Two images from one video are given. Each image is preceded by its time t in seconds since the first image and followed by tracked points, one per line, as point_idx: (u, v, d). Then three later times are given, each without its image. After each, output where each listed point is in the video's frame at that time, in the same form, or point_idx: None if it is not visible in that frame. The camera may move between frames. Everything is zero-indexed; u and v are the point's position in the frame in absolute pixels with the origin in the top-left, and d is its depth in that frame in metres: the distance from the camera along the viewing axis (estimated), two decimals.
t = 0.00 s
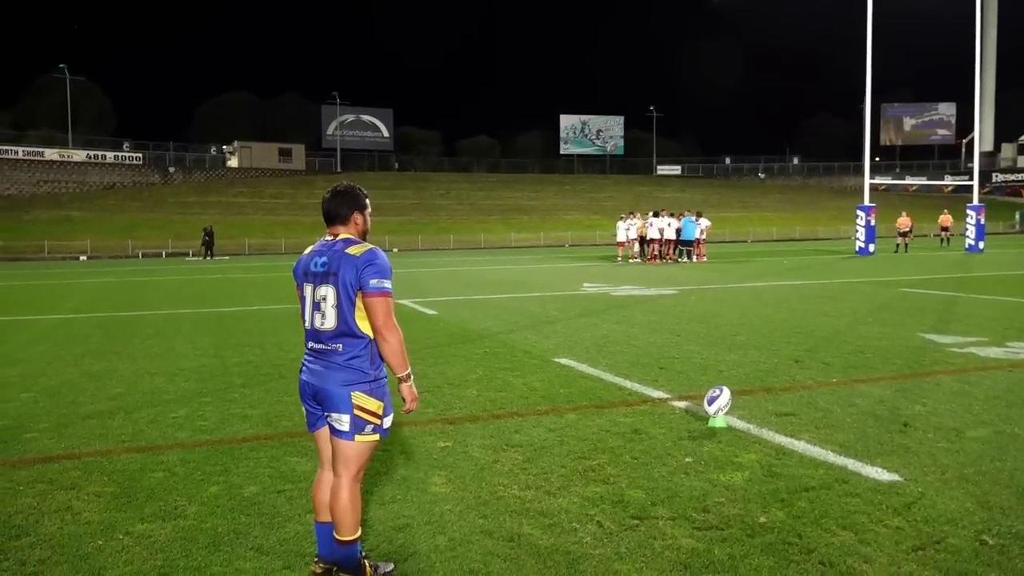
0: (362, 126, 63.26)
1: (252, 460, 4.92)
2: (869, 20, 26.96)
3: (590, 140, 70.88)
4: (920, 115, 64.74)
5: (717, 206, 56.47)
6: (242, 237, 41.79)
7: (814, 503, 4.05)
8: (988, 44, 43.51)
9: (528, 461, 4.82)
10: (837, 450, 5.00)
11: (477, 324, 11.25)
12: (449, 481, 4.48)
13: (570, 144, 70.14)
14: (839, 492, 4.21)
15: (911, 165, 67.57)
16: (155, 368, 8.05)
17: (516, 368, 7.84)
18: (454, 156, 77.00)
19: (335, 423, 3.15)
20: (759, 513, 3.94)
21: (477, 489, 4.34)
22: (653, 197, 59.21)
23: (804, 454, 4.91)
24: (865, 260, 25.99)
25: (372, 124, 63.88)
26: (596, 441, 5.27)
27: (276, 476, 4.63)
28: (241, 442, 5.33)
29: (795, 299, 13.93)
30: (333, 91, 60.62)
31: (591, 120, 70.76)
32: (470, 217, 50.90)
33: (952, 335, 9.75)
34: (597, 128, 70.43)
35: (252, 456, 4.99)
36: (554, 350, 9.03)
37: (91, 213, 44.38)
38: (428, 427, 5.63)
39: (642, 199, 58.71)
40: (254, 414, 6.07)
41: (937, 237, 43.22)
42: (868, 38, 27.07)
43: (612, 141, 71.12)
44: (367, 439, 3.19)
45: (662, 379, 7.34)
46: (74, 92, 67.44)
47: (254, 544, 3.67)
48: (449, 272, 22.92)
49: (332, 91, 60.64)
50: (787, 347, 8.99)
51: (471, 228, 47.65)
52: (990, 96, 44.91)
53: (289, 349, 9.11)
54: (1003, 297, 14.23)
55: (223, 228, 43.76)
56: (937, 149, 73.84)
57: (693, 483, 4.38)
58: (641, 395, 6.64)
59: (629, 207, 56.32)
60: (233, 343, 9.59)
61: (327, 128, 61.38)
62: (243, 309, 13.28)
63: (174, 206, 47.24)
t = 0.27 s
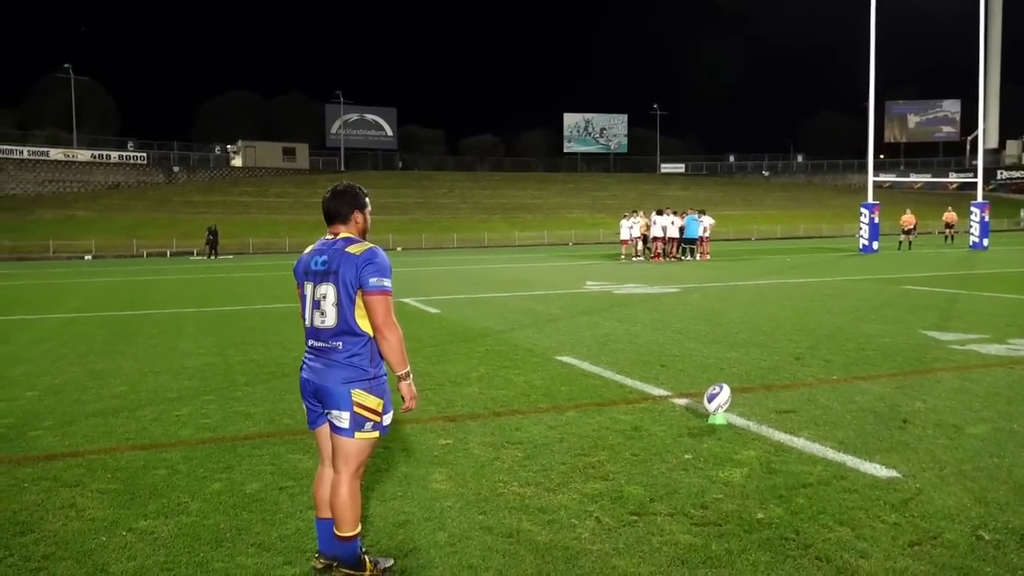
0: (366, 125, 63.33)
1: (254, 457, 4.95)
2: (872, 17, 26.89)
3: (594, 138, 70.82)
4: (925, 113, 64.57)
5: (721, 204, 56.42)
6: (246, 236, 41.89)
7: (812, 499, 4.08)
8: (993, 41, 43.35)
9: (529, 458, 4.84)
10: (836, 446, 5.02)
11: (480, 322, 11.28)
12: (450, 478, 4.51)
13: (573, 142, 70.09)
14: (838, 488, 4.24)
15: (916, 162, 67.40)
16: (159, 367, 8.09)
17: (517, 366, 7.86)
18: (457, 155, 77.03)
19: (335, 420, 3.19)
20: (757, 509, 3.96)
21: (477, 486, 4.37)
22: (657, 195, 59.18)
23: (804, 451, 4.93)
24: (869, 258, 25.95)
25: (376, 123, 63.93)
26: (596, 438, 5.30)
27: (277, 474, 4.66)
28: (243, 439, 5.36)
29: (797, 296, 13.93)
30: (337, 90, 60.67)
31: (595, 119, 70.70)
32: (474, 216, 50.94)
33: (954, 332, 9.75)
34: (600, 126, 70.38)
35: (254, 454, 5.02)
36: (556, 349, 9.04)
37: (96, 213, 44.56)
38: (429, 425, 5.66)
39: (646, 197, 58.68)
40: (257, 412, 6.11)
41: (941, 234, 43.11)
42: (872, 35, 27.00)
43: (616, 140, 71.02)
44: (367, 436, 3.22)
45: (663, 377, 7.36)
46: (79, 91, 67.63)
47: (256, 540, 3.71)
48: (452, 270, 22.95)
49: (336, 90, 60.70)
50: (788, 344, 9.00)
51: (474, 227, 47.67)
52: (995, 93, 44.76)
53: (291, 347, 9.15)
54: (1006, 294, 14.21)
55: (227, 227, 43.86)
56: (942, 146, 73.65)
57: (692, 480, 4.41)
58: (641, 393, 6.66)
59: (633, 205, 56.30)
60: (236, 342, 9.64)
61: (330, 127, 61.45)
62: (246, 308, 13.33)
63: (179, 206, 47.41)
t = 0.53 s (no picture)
0: (368, 124, 63.37)
1: (256, 455, 4.99)
2: (874, 14, 26.85)
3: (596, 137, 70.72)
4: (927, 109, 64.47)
5: (723, 202, 56.39)
6: (248, 235, 41.99)
7: (809, 494, 4.11)
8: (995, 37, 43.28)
9: (528, 455, 4.88)
10: (834, 443, 5.05)
11: (481, 321, 11.32)
12: (450, 474, 4.55)
13: (576, 140, 70.02)
14: (834, 483, 4.26)
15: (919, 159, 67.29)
16: (162, 366, 8.14)
17: (518, 364, 7.90)
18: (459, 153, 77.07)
19: (335, 417, 3.23)
20: (754, 504, 3.99)
21: (477, 482, 4.40)
22: (659, 193, 59.18)
23: (801, 447, 4.96)
24: (871, 255, 25.93)
25: (378, 122, 63.97)
26: (595, 434, 5.33)
27: (278, 471, 4.70)
28: (245, 437, 5.41)
29: (798, 294, 13.95)
30: (339, 90, 60.73)
31: (597, 117, 70.62)
32: (476, 215, 50.98)
33: (954, 328, 9.77)
34: (602, 124, 70.36)
35: (255, 451, 5.06)
36: (556, 346, 9.07)
37: (100, 213, 44.68)
38: (429, 422, 5.70)
39: (648, 195, 58.68)
40: (258, 410, 6.15)
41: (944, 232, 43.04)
42: (873, 32, 26.96)
43: (618, 138, 70.92)
44: (366, 433, 3.26)
45: (663, 374, 7.39)
46: (81, 91, 67.77)
47: (257, 536, 3.75)
48: (454, 269, 22.99)
49: (338, 90, 60.75)
50: (788, 342, 9.02)
51: (476, 226, 47.70)
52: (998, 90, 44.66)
53: (293, 346, 9.19)
54: (1007, 291, 14.21)
55: (229, 226, 43.94)
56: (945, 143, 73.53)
57: (689, 476, 4.44)
58: (641, 390, 6.69)
59: (635, 203, 56.31)
60: (239, 341, 9.69)
61: (332, 126, 61.53)
62: (248, 307, 13.38)
63: (182, 206, 47.51)
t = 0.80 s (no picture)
0: (369, 123, 63.37)
1: (256, 452, 5.02)
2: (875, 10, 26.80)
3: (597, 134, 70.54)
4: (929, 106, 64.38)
5: (725, 199, 56.35)
6: (250, 234, 41.99)
7: (806, 489, 4.13)
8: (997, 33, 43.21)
9: (526, 451, 4.91)
10: (831, 438, 5.07)
11: (481, 318, 11.34)
12: (449, 471, 4.58)
13: (577, 138, 69.89)
14: (830, 478, 4.29)
15: (920, 155, 67.21)
16: (163, 364, 8.17)
17: (517, 361, 7.93)
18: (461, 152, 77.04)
19: (334, 413, 3.26)
20: (750, 499, 4.02)
21: (475, 479, 4.43)
22: (660, 190, 59.17)
23: (799, 442, 4.98)
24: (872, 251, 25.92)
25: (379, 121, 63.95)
26: (594, 431, 5.36)
27: (279, 468, 4.73)
28: (245, 434, 5.44)
29: (799, 290, 13.95)
30: (340, 88, 60.72)
31: (598, 114, 70.52)
32: (477, 213, 50.96)
33: (954, 324, 9.78)
34: (603, 121, 70.29)
35: (255, 448, 5.09)
36: (556, 344, 9.10)
37: (101, 213, 44.76)
38: (429, 419, 5.73)
39: (649, 192, 58.65)
40: (259, 408, 6.17)
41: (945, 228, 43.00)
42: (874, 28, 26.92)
43: (619, 135, 70.75)
44: (365, 429, 3.29)
45: (662, 371, 7.42)
46: (82, 91, 67.80)
47: (258, 531, 3.78)
48: (455, 267, 22.99)
49: (339, 88, 60.74)
50: (787, 338, 9.04)
51: (478, 224, 47.69)
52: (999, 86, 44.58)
53: (293, 344, 9.22)
54: (1008, 287, 14.20)
55: (231, 225, 43.96)
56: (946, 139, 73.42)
57: (687, 471, 4.46)
58: (640, 386, 6.72)
59: (636, 200, 56.28)
60: (239, 339, 9.72)
61: (333, 125, 61.53)
62: (249, 306, 13.40)
63: (183, 205, 47.53)
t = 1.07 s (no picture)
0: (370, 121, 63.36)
1: (255, 450, 5.05)
2: (875, 6, 26.76)
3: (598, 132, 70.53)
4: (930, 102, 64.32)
5: (726, 197, 56.33)
6: (251, 234, 41.99)
7: (801, 485, 4.15)
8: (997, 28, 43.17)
9: (525, 448, 4.94)
10: (828, 434, 5.09)
11: (481, 317, 11.36)
12: (447, 468, 4.60)
13: (578, 136, 69.85)
14: (827, 474, 4.31)
15: (921, 152, 67.14)
16: (165, 363, 8.20)
17: (517, 359, 7.95)
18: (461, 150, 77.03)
19: (332, 411, 3.28)
20: (747, 495, 4.04)
21: (473, 476, 4.45)
22: (661, 188, 59.14)
23: (796, 438, 5.01)
24: (873, 249, 25.91)
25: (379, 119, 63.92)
26: (592, 428, 5.38)
27: (278, 465, 4.76)
28: (245, 432, 5.47)
29: (799, 288, 13.96)
30: (340, 87, 60.72)
31: (599, 112, 70.46)
32: (478, 211, 50.95)
33: (953, 321, 9.79)
34: (604, 119, 70.24)
35: (255, 446, 5.12)
36: (556, 342, 9.11)
37: (103, 212, 44.79)
38: (428, 417, 5.76)
39: (650, 190, 58.64)
40: (259, 406, 6.20)
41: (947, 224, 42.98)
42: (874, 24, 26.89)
43: (620, 133, 70.72)
44: (362, 426, 3.32)
45: (662, 368, 7.43)
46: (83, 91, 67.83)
47: (257, 528, 3.81)
48: (456, 266, 22.99)
49: (339, 87, 60.74)
50: (787, 335, 9.05)
51: (479, 222, 47.69)
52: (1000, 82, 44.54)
53: (294, 343, 9.23)
54: (1007, 283, 14.19)
55: (231, 224, 43.98)
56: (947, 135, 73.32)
57: (683, 468, 4.49)
58: (639, 384, 6.74)
59: (637, 198, 56.28)
60: (240, 338, 9.74)
61: (334, 124, 61.54)
62: (250, 305, 13.42)
63: (185, 204, 47.57)
